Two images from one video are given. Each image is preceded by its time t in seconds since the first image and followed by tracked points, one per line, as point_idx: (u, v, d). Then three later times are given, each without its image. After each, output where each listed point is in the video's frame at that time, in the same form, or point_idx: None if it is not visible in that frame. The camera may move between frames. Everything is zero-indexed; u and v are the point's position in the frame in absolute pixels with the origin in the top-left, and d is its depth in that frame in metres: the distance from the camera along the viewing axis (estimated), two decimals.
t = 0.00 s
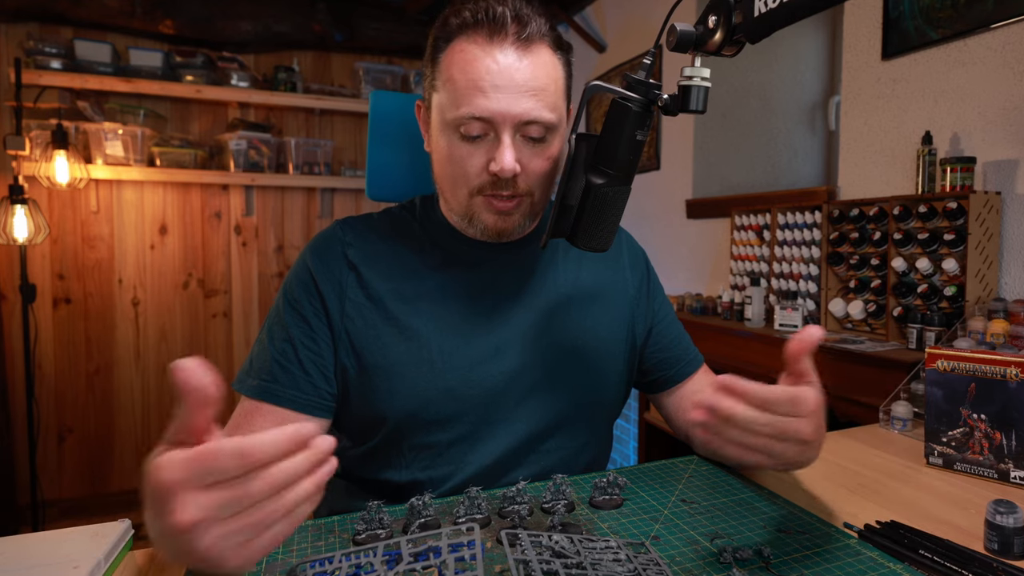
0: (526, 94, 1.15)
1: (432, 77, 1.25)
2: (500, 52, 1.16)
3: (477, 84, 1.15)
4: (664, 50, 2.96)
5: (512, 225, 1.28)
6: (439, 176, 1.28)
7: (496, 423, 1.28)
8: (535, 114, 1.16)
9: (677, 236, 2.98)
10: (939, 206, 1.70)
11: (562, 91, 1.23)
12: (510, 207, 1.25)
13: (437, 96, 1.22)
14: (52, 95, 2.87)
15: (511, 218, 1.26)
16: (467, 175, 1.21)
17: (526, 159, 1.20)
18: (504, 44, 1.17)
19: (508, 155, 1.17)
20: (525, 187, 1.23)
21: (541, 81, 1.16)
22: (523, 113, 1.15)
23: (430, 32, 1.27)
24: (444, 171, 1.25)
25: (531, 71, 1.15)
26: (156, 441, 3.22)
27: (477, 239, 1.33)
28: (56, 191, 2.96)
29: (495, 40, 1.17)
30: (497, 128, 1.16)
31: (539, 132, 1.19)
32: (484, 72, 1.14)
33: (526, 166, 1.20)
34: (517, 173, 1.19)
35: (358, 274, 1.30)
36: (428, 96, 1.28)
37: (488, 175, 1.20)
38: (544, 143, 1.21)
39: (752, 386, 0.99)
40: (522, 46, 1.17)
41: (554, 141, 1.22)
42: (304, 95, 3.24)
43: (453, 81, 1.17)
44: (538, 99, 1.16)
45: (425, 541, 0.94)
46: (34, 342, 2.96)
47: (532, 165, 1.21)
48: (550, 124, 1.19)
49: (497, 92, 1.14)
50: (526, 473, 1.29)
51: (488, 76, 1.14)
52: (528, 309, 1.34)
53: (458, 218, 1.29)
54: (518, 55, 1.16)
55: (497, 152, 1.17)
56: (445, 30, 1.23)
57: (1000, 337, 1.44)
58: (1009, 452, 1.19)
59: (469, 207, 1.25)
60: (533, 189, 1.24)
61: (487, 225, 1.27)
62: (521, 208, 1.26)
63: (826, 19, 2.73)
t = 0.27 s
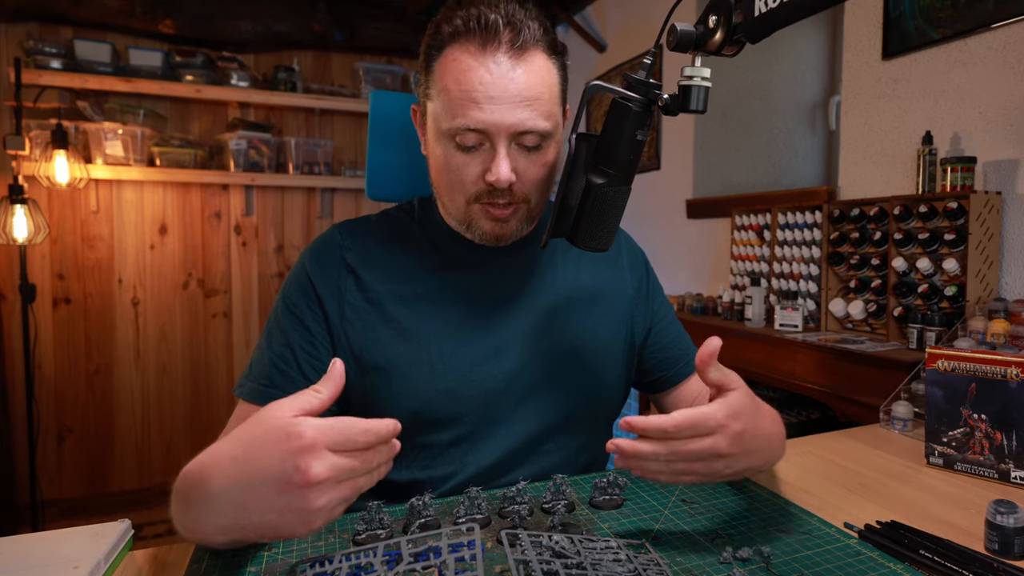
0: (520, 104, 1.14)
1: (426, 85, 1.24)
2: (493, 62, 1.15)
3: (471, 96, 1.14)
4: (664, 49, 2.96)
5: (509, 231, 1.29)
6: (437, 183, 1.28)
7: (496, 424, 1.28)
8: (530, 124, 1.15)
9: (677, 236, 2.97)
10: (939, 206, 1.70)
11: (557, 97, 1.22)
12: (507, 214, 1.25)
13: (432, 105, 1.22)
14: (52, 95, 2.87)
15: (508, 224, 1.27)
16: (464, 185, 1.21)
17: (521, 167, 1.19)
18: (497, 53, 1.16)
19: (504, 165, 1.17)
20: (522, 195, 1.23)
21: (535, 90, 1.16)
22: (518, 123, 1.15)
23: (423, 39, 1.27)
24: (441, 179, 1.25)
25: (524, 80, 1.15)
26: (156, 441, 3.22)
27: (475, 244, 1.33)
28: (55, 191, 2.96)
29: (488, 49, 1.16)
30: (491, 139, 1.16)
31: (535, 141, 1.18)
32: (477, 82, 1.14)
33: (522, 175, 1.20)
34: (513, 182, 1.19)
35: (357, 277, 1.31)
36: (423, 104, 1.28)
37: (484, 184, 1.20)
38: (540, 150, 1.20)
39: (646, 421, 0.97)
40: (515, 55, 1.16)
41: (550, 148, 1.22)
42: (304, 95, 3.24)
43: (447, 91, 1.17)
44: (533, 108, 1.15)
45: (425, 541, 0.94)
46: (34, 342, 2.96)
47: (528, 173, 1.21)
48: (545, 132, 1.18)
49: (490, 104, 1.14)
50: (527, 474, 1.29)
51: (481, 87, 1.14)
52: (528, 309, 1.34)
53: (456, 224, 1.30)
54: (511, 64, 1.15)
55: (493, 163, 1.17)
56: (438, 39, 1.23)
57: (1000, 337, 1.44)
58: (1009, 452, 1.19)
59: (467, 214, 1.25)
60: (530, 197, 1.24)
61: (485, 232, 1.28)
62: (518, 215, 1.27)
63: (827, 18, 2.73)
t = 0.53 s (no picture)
0: (525, 100, 1.14)
1: (430, 80, 1.24)
2: (498, 58, 1.15)
3: (475, 90, 1.14)
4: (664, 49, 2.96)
5: (509, 230, 1.28)
6: (437, 180, 1.27)
7: (496, 424, 1.28)
8: (534, 121, 1.15)
9: (677, 236, 2.97)
10: (939, 206, 1.70)
11: (561, 96, 1.22)
12: (507, 212, 1.24)
13: (435, 100, 1.22)
14: (51, 95, 2.87)
15: (507, 222, 1.26)
16: (465, 181, 1.21)
17: (523, 164, 1.19)
18: (503, 50, 1.16)
19: (506, 161, 1.16)
20: (523, 192, 1.22)
21: (540, 87, 1.16)
22: (522, 119, 1.15)
23: (428, 35, 1.27)
24: (442, 175, 1.24)
25: (529, 77, 1.15)
26: (156, 441, 3.21)
27: (475, 243, 1.33)
28: (55, 191, 2.95)
29: (494, 45, 1.17)
30: (494, 134, 1.16)
31: (538, 137, 1.18)
32: (483, 77, 1.14)
33: (524, 172, 1.20)
34: (515, 179, 1.19)
35: (356, 278, 1.31)
36: (426, 99, 1.27)
37: (485, 180, 1.19)
38: (543, 148, 1.20)
39: (682, 428, 0.94)
40: (521, 52, 1.17)
41: (553, 146, 1.22)
42: (304, 95, 3.24)
43: (451, 86, 1.17)
44: (537, 105, 1.15)
45: (425, 541, 0.94)
46: (34, 342, 2.96)
47: (530, 171, 1.20)
48: (549, 129, 1.18)
49: (495, 99, 1.14)
50: (527, 474, 1.28)
51: (486, 82, 1.14)
52: (528, 310, 1.34)
53: (455, 221, 1.29)
54: (516, 60, 1.15)
55: (495, 157, 1.17)
56: (444, 35, 1.23)
57: (1001, 337, 1.44)
58: (1009, 452, 1.18)
59: (467, 212, 1.25)
60: (531, 195, 1.24)
61: (485, 230, 1.27)
62: (518, 213, 1.26)
63: (828, 18, 2.72)
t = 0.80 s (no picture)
0: (539, 88, 1.15)
1: (441, 68, 1.24)
2: (514, 46, 1.15)
3: (491, 75, 1.14)
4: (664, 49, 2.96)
5: (515, 223, 1.27)
6: (444, 169, 1.27)
7: (496, 425, 1.28)
8: (546, 109, 1.16)
9: (678, 236, 2.97)
10: (940, 206, 1.69)
11: (570, 89, 1.23)
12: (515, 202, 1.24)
13: (448, 87, 1.21)
14: (51, 95, 2.87)
15: (514, 214, 1.25)
16: (475, 168, 1.20)
17: (535, 153, 1.19)
18: (518, 38, 1.17)
19: (519, 146, 1.16)
20: (532, 182, 1.22)
21: (553, 77, 1.17)
22: (536, 106, 1.15)
23: (441, 24, 1.27)
24: (450, 164, 1.24)
25: (543, 66, 1.16)
26: (156, 441, 3.21)
27: (479, 236, 1.32)
28: (55, 191, 2.95)
29: (510, 33, 1.17)
30: (508, 119, 1.16)
31: (549, 126, 1.19)
32: (500, 62, 1.14)
33: (534, 160, 1.20)
34: (526, 167, 1.19)
35: (356, 278, 1.30)
36: (435, 89, 1.27)
37: (496, 167, 1.19)
38: (552, 138, 1.21)
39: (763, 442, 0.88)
40: (535, 42, 1.17)
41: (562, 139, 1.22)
42: (304, 95, 3.23)
43: (465, 71, 1.17)
44: (550, 94, 1.16)
45: (425, 541, 0.93)
46: (34, 342, 2.95)
47: (539, 160, 1.20)
48: (560, 120, 1.19)
49: (511, 84, 1.14)
50: (527, 475, 1.28)
51: (502, 67, 1.14)
52: (528, 310, 1.33)
53: (460, 212, 1.28)
54: (530, 49, 1.16)
55: (507, 143, 1.17)
56: (458, 24, 1.23)
57: (1001, 337, 1.43)
58: (1010, 452, 1.18)
59: (474, 201, 1.24)
60: (539, 187, 1.24)
61: (491, 221, 1.26)
62: (526, 205, 1.26)
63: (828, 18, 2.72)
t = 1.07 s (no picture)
0: (536, 93, 1.14)
1: (435, 77, 1.23)
2: (508, 52, 1.15)
3: (487, 84, 1.14)
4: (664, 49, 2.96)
5: (519, 227, 1.27)
6: (443, 178, 1.26)
7: (496, 425, 1.27)
8: (545, 114, 1.15)
9: (678, 236, 2.97)
10: (940, 205, 1.69)
11: (566, 91, 1.23)
12: (517, 207, 1.24)
13: (443, 97, 1.21)
14: (51, 95, 2.87)
15: (517, 218, 1.25)
16: (476, 177, 1.20)
17: (535, 158, 1.19)
18: (511, 44, 1.16)
19: (520, 153, 1.16)
20: (534, 186, 1.22)
21: (549, 81, 1.16)
22: (535, 112, 1.14)
23: (430, 32, 1.27)
24: (450, 172, 1.23)
25: (539, 71, 1.15)
26: (156, 441, 3.21)
27: (482, 241, 1.32)
28: (55, 190, 2.95)
29: (503, 40, 1.17)
30: (507, 127, 1.16)
31: (547, 130, 1.19)
32: (495, 71, 1.14)
33: (535, 165, 1.20)
34: (528, 172, 1.19)
35: (356, 278, 1.30)
36: (430, 97, 1.27)
37: (497, 174, 1.19)
38: (551, 142, 1.20)
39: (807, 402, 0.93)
40: (529, 46, 1.17)
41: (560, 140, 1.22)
42: (304, 95, 3.23)
43: (461, 81, 1.16)
44: (547, 98, 1.16)
45: (425, 542, 0.93)
46: (34, 342, 2.95)
47: (540, 164, 1.20)
48: (558, 123, 1.19)
49: (508, 91, 1.14)
50: (527, 475, 1.28)
51: (498, 75, 1.14)
52: (528, 310, 1.33)
53: (463, 219, 1.28)
54: (525, 54, 1.15)
55: (509, 151, 1.17)
56: (450, 31, 1.22)
57: (1002, 337, 1.43)
58: (1010, 452, 1.18)
59: (476, 208, 1.24)
60: (540, 190, 1.24)
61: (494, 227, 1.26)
62: (528, 208, 1.26)
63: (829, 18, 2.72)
